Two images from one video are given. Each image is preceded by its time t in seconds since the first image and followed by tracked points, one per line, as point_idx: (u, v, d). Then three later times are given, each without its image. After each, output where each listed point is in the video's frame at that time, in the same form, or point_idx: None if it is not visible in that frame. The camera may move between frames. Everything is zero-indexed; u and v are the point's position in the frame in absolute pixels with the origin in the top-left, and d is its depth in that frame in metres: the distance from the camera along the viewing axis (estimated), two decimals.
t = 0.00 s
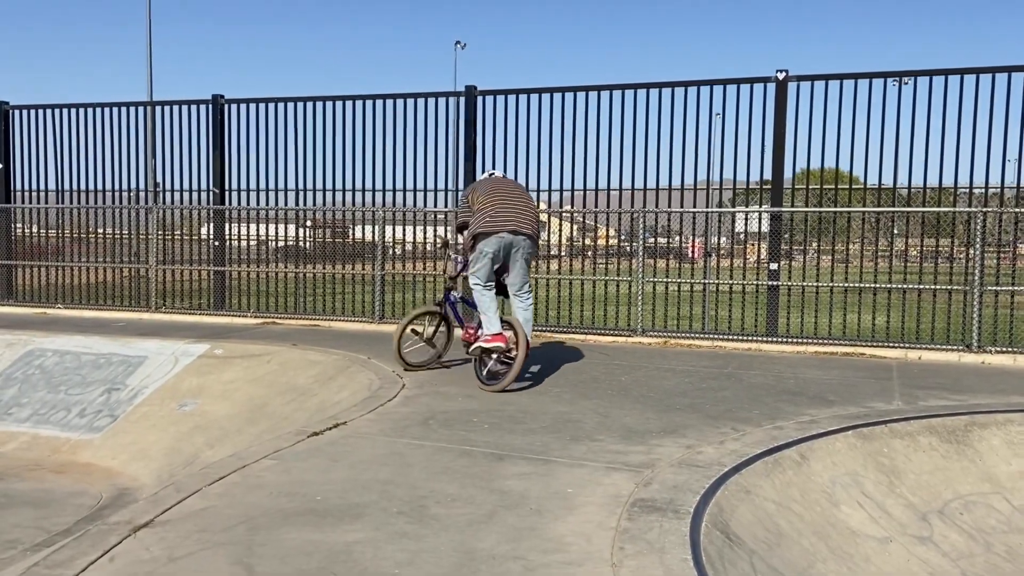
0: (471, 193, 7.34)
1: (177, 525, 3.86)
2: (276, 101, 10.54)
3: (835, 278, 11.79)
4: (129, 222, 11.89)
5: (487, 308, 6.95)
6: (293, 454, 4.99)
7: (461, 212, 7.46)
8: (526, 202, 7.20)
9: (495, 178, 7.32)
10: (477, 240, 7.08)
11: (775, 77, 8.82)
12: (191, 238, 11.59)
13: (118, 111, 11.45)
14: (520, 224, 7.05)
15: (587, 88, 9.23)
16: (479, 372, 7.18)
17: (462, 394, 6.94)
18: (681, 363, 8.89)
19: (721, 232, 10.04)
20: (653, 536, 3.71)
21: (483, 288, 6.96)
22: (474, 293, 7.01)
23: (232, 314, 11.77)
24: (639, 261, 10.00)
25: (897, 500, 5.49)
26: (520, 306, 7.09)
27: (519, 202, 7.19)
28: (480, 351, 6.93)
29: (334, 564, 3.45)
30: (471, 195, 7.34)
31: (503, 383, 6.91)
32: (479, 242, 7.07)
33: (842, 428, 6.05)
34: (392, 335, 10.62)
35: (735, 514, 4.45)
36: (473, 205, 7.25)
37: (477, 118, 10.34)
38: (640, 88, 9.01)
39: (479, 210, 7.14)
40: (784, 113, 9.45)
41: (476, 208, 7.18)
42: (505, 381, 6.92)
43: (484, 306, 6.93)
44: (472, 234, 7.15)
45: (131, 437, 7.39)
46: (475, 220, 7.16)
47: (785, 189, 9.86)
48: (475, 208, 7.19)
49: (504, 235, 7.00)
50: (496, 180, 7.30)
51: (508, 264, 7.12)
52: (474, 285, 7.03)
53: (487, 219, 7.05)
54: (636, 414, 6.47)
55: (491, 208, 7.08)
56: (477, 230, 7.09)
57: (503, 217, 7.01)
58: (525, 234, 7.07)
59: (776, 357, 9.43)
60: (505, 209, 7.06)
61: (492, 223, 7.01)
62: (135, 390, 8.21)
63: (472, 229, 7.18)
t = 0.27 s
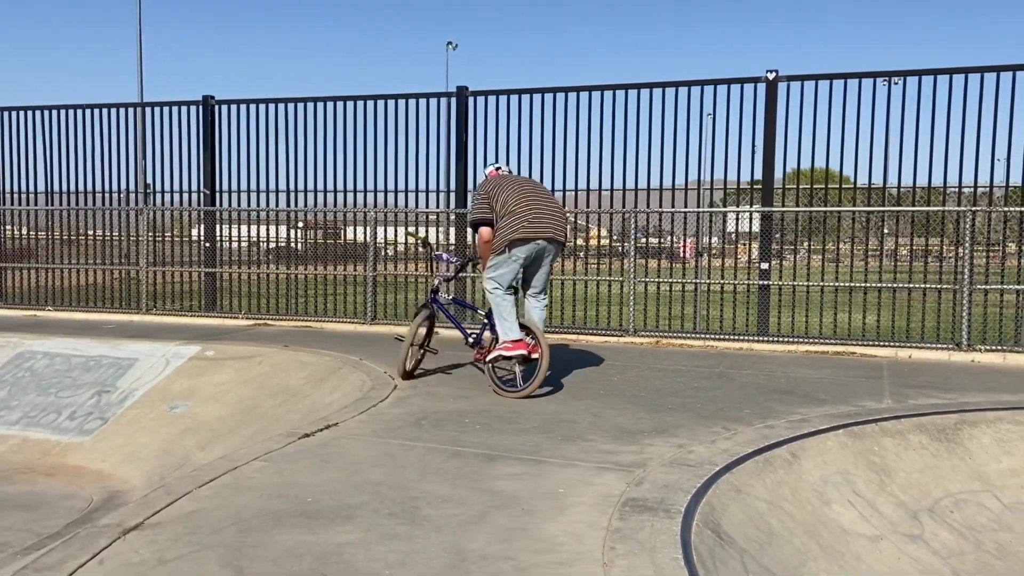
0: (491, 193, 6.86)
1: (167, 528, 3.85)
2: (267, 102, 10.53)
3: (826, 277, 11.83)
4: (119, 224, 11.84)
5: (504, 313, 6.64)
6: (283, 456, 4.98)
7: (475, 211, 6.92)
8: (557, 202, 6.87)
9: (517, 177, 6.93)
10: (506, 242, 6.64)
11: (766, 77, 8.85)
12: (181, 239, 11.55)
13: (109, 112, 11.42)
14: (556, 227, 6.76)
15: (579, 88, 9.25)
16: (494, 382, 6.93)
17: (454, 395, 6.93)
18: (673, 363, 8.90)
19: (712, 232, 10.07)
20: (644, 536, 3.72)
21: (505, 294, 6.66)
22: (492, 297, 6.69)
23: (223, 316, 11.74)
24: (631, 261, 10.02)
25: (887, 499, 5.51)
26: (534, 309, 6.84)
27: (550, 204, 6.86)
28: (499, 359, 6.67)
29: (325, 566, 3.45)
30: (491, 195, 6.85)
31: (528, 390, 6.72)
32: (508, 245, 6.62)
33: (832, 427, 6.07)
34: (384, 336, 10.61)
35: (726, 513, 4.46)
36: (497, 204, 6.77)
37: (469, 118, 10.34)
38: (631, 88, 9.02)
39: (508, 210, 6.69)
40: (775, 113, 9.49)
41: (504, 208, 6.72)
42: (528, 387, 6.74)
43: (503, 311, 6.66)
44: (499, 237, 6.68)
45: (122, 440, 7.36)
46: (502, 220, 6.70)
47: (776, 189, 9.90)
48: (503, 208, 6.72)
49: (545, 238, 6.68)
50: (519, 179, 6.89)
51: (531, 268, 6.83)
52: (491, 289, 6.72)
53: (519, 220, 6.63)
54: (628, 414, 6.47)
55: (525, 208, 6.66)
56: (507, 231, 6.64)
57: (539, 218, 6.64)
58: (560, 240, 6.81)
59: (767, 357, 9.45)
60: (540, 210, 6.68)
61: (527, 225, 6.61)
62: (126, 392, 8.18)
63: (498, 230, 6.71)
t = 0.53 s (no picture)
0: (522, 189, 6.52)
1: (151, 531, 3.84)
2: (251, 103, 10.50)
3: (810, 277, 11.89)
4: (102, 225, 11.77)
5: (524, 316, 6.32)
6: (268, 458, 4.97)
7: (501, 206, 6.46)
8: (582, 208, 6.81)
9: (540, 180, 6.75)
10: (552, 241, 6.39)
11: (749, 77, 8.90)
12: (166, 241, 11.50)
13: (92, 114, 11.35)
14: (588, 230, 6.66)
15: (564, 89, 9.27)
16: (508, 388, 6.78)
17: (441, 396, 6.93)
18: (659, 363, 8.92)
19: (697, 232, 10.11)
20: (629, 535, 3.73)
21: (529, 295, 6.35)
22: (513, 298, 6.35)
23: (208, 318, 11.69)
24: (617, 261, 10.06)
25: (871, 496, 5.55)
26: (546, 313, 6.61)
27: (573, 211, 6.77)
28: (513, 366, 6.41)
29: (310, 568, 3.45)
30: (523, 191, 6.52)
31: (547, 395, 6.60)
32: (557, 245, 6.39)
33: (816, 425, 6.10)
34: (370, 337, 10.60)
35: (711, 512, 4.48)
36: (539, 201, 6.48)
37: (454, 119, 10.34)
38: (616, 89, 9.05)
39: (552, 208, 6.45)
40: (758, 114, 9.54)
41: (546, 206, 6.47)
42: (546, 392, 6.61)
43: (519, 312, 6.33)
44: (542, 237, 6.40)
45: (106, 443, 7.33)
46: (545, 218, 6.44)
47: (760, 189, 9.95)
48: (546, 206, 6.47)
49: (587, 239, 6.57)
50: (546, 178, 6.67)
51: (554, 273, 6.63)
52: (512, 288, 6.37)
53: (566, 219, 6.44)
54: (614, 414, 6.49)
55: (570, 208, 6.51)
56: (555, 230, 6.40)
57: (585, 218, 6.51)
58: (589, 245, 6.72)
59: (753, 356, 9.50)
60: (582, 211, 6.54)
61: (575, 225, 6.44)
62: (110, 395, 8.14)
63: (539, 229, 6.42)
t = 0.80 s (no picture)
0: (550, 190, 6.30)
1: (127, 536, 3.81)
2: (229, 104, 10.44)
3: (789, 276, 11.97)
4: (79, 227, 11.68)
5: (549, 321, 6.20)
6: (247, 461, 4.95)
7: (531, 208, 6.20)
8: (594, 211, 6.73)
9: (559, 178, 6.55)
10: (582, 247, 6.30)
11: (727, 78, 8.95)
12: (143, 243, 11.42)
13: (67, 115, 11.25)
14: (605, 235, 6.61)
15: (543, 90, 9.28)
16: (525, 391, 6.65)
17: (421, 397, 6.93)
18: (639, 363, 8.95)
19: (676, 232, 10.16)
20: (608, 535, 3.75)
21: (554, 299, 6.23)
22: (537, 303, 6.20)
23: (187, 320, 11.62)
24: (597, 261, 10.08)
25: (848, 494, 5.59)
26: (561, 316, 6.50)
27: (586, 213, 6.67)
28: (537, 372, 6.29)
29: (289, 571, 3.44)
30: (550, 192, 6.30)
31: (569, 400, 6.53)
32: (587, 251, 6.31)
33: (794, 424, 6.14)
34: (351, 339, 10.57)
35: (690, 511, 4.51)
36: (574, 206, 6.32)
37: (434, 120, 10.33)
38: (595, 89, 9.08)
39: (581, 213, 6.33)
40: (737, 114, 9.59)
41: (576, 210, 6.33)
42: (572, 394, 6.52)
43: (542, 318, 6.19)
44: (576, 243, 6.28)
45: (83, 447, 7.27)
46: (575, 223, 6.31)
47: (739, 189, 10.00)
48: (576, 210, 6.33)
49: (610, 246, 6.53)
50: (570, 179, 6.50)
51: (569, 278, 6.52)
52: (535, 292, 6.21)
53: (596, 225, 6.35)
54: (594, 414, 6.50)
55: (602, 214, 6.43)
56: (586, 236, 6.30)
57: (610, 223, 6.48)
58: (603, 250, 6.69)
59: (732, 355, 9.55)
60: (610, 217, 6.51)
61: (603, 230, 6.37)
62: (87, 399, 8.07)
63: (569, 234, 6.28)
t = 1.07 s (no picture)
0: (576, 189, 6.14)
1: (95, 542, 3.78)
2: (201, 105, 10.35)
3: (763, 276, 12.06)
4: (48, 229, 11.52)
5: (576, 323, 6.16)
6: (219, 465, 4.91)
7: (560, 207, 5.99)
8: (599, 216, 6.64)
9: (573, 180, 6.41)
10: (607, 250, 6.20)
11: (700, 79, 9.01)
12: (114, 245, 11.29)
13: (35, 115, 11.09)
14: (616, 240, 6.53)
15: (518, 90, 9.29)
16: (549, 395, 6.57)
17: (396, 399, 6.91)
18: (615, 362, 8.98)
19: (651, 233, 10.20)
20: (583, 535, 3.76)
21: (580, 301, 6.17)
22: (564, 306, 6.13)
23: (159, 323, 11.51)
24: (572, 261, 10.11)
25: (821, 491, 5.65)
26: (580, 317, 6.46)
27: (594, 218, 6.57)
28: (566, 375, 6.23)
29: None
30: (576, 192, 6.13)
31: (596, 402, 6.47)
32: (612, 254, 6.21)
33: (766, 422, 6.19)
34: (325, 341, 10.51)
35: (664, 510, 4.53)
36: (600, 209, 6.21)
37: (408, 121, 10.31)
38: (569, 90, 9.10)
39: (607, 216, 6.23)
40: (709, 115, 9.65)
41: (603, 213, 6.21)
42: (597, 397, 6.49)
43: (570, 321, 6.15)
44: (604, 246, 6.17)
45: (53, 452, 7.18)
46: (602, 226, 6.20)
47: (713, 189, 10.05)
48: (600, 211, 6.21)
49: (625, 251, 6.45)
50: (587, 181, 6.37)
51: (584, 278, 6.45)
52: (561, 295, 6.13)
53: (619, 228, 6.27)
54: (569, 414, 6.52)
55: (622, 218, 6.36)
56: (612, 239, 6.20)
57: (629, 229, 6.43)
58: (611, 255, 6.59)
59: (707, 354, 9.60)
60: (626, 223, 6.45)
61: (626, 234, 6.30)
62: (57, 403, 7.98)
63: (597, 237, 6.15)
